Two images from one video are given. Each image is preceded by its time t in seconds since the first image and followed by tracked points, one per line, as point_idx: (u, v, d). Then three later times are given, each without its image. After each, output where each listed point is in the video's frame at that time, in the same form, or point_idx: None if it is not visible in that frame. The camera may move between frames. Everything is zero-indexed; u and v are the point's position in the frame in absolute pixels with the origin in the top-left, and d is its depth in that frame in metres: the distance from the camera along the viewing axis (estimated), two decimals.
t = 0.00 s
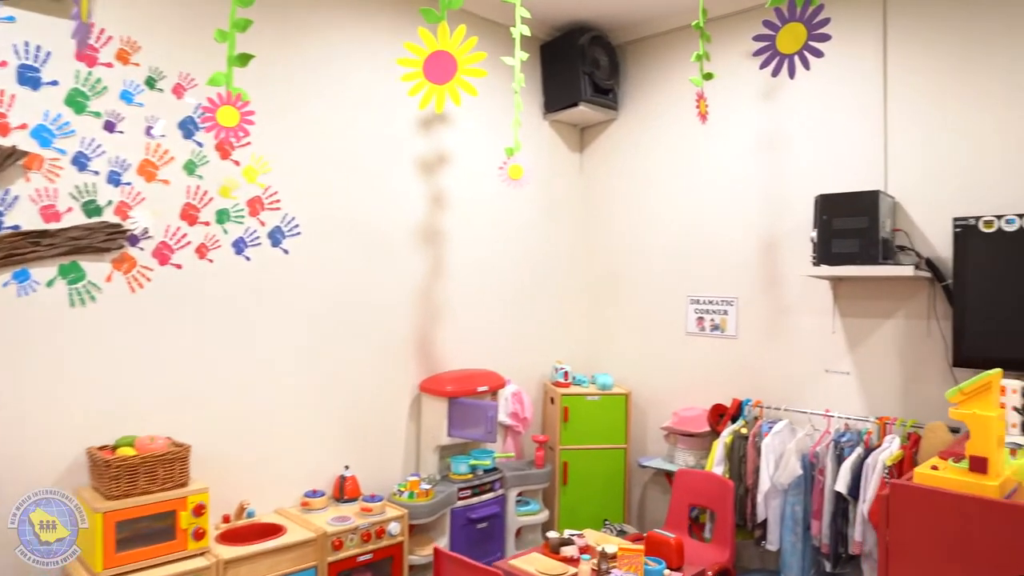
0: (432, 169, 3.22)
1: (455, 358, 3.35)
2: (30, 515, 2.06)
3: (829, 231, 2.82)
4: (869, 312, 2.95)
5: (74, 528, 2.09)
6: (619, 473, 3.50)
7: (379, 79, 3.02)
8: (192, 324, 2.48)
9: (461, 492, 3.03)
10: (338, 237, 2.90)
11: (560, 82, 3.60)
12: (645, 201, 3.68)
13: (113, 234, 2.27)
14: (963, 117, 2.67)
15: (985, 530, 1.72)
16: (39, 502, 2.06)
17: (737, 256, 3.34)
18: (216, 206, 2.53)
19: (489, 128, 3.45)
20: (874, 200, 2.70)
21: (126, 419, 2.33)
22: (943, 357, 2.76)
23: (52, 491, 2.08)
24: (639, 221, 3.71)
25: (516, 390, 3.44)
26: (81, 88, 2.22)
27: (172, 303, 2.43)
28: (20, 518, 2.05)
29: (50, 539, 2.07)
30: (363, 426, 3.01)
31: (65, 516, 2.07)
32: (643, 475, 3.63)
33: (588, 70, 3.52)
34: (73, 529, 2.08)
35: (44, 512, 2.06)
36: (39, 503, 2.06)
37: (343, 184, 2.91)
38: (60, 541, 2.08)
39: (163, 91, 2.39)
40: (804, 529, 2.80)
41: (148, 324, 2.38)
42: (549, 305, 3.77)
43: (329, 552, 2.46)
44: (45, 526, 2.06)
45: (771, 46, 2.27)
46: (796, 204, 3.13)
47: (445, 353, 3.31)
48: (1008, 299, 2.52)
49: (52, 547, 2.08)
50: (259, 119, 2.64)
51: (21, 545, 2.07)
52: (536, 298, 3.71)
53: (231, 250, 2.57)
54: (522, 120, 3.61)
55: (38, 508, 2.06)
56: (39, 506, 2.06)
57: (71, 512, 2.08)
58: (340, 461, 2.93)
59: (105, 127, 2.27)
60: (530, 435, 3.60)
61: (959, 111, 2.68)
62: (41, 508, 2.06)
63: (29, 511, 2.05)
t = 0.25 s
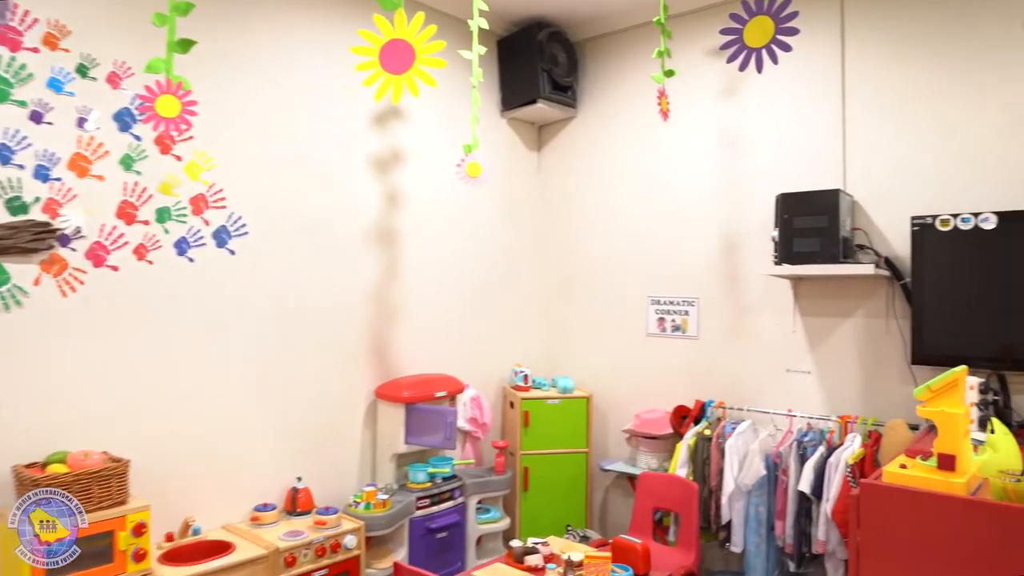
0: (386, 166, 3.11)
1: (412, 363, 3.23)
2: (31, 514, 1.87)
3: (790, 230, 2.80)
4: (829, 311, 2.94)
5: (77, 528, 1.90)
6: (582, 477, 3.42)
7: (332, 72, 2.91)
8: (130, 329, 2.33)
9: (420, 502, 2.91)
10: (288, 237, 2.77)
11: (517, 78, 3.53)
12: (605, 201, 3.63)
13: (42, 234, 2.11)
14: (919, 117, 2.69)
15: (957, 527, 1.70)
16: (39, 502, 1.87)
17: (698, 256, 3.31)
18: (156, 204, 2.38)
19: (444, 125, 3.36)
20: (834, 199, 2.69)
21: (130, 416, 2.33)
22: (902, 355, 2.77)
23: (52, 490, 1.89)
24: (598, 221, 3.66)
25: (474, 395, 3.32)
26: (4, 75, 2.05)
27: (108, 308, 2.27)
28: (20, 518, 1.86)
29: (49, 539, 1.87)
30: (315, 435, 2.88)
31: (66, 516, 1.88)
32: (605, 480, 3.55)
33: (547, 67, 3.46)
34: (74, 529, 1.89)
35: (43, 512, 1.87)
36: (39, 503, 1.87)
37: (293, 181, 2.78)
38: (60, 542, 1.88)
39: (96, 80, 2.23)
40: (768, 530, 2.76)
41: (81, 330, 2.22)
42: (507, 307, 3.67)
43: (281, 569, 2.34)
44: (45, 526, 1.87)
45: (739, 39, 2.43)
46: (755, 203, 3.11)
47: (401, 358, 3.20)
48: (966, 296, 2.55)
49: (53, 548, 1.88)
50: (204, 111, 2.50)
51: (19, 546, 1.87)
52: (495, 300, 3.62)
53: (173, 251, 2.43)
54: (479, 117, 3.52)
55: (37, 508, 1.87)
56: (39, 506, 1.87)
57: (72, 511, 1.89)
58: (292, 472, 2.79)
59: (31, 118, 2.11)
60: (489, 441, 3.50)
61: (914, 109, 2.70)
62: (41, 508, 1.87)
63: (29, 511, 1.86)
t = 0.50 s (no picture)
0: (340, 162, 2.99)
1: (368, 366, 3.11)
2: (31, 514, 1.93)
3: (754, 227, 2.77)
4: (792, 308, 2.91)
5: (73, 528, 2.03)
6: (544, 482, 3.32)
7: (282, 63, 2.78)
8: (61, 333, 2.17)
9: (377, 511, 2.79)
10: (235, 235, 2.63)
11: (476, 72, 3.44)
12: (565, 198, 3.56)
13: None
14: (881, 113, 2.68)
15: (927, 526, 1.63)
16: (39, 502, 1.95)
17: (660, 254, 3.26)
18: (89, 200, 2.23)
19: (400, 119, 3.25)
20: (797, 195, 2.66)
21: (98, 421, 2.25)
22: (864, 352, 2.75)
23: (52, 491, 1.99)
24: (559, 219, 3.58)
25: (433, 398, 3.20)
26: None
27: (36, 310, 2.11)
28: (19, 518, 1.91)
29: (50, 538, 1.96)
30: (266, 443, 2.74)
31: (65, 516, 2.01)
32: (568, 483, 3.47)
33: (506, 60, 3.36)
34: (71, 529, 2.03)
35: (44, 512, 1.96)
36: (39, 503, 1.96)
37: (241, 176, 2.64)
38: (60, 541, 1.99)
39: (21, 65, 2.07)
40: (734, 531, 2.71)
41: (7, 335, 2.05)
42: (467, 308, 3.57)
43: None
44: (45, 526, 1.96)
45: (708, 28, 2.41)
46: (718, 200, 3.07)
47: (358, 361, 3.07)
48: (925, 291, 2.52)
49: (52, 548, 1.97)
50: (144, 100, 2.35)
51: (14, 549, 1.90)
52: (455, 300, 3.51)
53: (109, 250, 2.28)
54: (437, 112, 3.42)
55: (38, 508, 1.95)
56: (39, 506, 1.95)
57: (71, 511, 2.03)
58: (241, 483, 2.65)
59: None
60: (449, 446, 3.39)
61: (876, 105, 2.69)
62: (42, 508, 1.95)
63: (30, 511, 1.93)
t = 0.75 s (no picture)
0: (295, 156, 2.88)
1: (325, 368, 3.00)
2: (31, 514, 2.01)
3: (719, 223, 2.74)
4: (757, 305, 2.90)
5: (74, 527, 2.09)
6: (508, 484, 3.23)
7: (233, 52, 2.66)
8: None
9: (337, 518, 2.68)
10: (184, 232, 2.50)
11: (436, 66, 3.35)
12: (528, 194, 3.49)
13: None
14: (844, 108, 2.67)
15: (904, 528, 1.60)
16: (39, 502, 2.03)
17: (624, 251, 3.21)
18: (23, 194, 2.09)
19: (358, 113, 3.15)
20: (762, 191, 2.64)
21: (35, 430, 2.11)
22: (829, 348, 2.75)
23: (51, 491, 2.06)
24: (521, 216, 3.51)
25: (394, 400, 3.08)
26: None
27: None
28: (19, 518, 1.99)
29: (50, 539, 2.04)
30: (217, 450, 2.62)
31: (65, 516, 2.07)
32: (532, 485, 3.40)
33: (467, 53, 3.27)
34: (72, 528, 2.09)
35: (44, 512, 2.03)
36: (39, 503, 2.03)
37: (190, 171, 2.52)
38: (60, 541, 2.05)
39: None
40: (701, 531, 2.70)
41: None
42: (426, 307, 3.47)
43: None
44: (45, 526, 2.03)
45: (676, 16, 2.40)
46: (681, 196, 3.04)
47: (315, 363, 2.97)
48: (887, 287, 2.53)
49: (52, 548, 2.04)
50: (84, 89, 2.22)
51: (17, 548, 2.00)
52: (416, 299, 3.42)
53: (46, 248, 2.14)
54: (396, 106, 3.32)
55: (37, 508, 2.03)
56: (39, 507, 2.03)
57: (71, 511, 2.08)
58: (191, 492, 2.52)
59: None
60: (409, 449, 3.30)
61: (838, 101, 2.69)
62: (41, 508, 2.03)
63: (29, 511, 2.01)
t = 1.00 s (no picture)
0: (250, 148, 2.77)
1: (283, 369, 2.90)
2: (31, 515, 2.07)
3: (686, 218, 2.73)
4: (724, 301, 2.88)
5: (73, 527, 2.16)
6: (473, 483, 3.16)
7: (184, 38, 2.54)
8: None
9: (296, 522, 2.58)
10: (132, 227, 2.37)
11: (397, 57, 3.26)
12: (492, 188, 3.42)
13: None
14: (810, 102, 2.66)
15: (885, 529, 1.59)
16: (39, 503, 2.09)
17: (590, 246, 3.16)
18: None
19: (316, 104, 3.04)
20: (729, 185, 2.65)
21: None
22: (796, 342, 2.74)
23: (52, 491, 2.12)
24: (485, 210, 3.44)
25: (355, 399, 2.99)
26: None
27: None
28: (20, 518, 2.06)
29: (50, 539, 2.10)
30: (169, 455, 2.49)
31: (65, 516, 2.13)
32: (496, 485, 3.33)
33: (429, 46, 3.18)
34: (71, 528, 2.15)
35: (44, 512, 2.09)
36: (39, 503, 2.09)
37: (138, 163, 2.39)
38: (60, 541, 2.12)
39: None
40: (670, 530, 2.68)
41: None
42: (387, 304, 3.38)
43: None
44: (45, 526, 2.09)
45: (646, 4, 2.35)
46: (647, 190, 3.01)
47: (272, 363, 2.86)
48: (852, 282, 2.55)
49: (52, 548, 2.11)
50: (22, 75, 2.09)
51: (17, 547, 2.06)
52: (376, 296, 3.33)
53: None
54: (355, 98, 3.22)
55: (38, 508, 2.09)
56: (39, 507, 2.09)
57: (71, 511, 2.15)
58: (141, 500, 2.40)
59: None
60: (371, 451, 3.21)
61: (804, 95, 2.67)
62: (41, 508, 2.09)
63: (30, 511, 2.07)
